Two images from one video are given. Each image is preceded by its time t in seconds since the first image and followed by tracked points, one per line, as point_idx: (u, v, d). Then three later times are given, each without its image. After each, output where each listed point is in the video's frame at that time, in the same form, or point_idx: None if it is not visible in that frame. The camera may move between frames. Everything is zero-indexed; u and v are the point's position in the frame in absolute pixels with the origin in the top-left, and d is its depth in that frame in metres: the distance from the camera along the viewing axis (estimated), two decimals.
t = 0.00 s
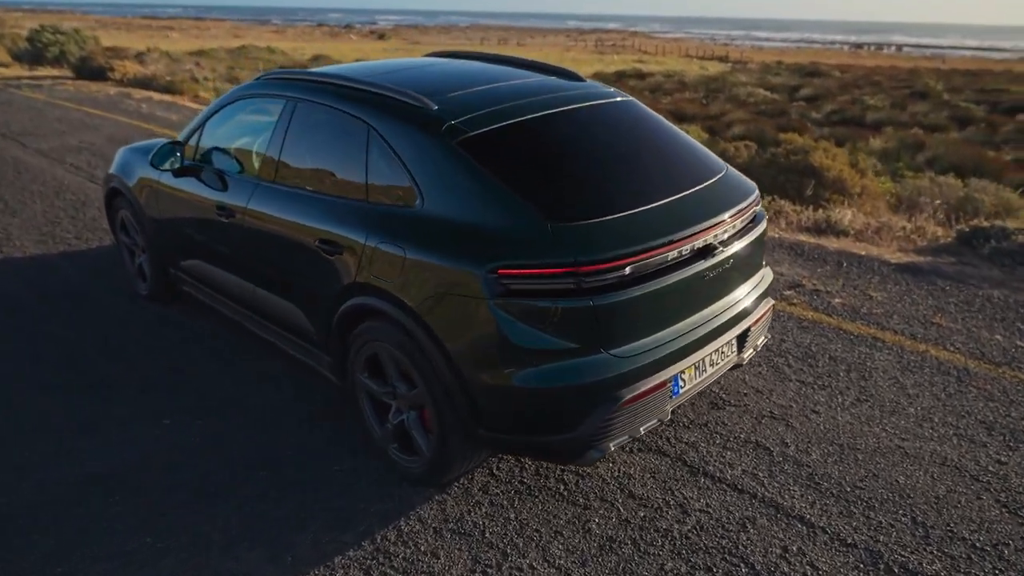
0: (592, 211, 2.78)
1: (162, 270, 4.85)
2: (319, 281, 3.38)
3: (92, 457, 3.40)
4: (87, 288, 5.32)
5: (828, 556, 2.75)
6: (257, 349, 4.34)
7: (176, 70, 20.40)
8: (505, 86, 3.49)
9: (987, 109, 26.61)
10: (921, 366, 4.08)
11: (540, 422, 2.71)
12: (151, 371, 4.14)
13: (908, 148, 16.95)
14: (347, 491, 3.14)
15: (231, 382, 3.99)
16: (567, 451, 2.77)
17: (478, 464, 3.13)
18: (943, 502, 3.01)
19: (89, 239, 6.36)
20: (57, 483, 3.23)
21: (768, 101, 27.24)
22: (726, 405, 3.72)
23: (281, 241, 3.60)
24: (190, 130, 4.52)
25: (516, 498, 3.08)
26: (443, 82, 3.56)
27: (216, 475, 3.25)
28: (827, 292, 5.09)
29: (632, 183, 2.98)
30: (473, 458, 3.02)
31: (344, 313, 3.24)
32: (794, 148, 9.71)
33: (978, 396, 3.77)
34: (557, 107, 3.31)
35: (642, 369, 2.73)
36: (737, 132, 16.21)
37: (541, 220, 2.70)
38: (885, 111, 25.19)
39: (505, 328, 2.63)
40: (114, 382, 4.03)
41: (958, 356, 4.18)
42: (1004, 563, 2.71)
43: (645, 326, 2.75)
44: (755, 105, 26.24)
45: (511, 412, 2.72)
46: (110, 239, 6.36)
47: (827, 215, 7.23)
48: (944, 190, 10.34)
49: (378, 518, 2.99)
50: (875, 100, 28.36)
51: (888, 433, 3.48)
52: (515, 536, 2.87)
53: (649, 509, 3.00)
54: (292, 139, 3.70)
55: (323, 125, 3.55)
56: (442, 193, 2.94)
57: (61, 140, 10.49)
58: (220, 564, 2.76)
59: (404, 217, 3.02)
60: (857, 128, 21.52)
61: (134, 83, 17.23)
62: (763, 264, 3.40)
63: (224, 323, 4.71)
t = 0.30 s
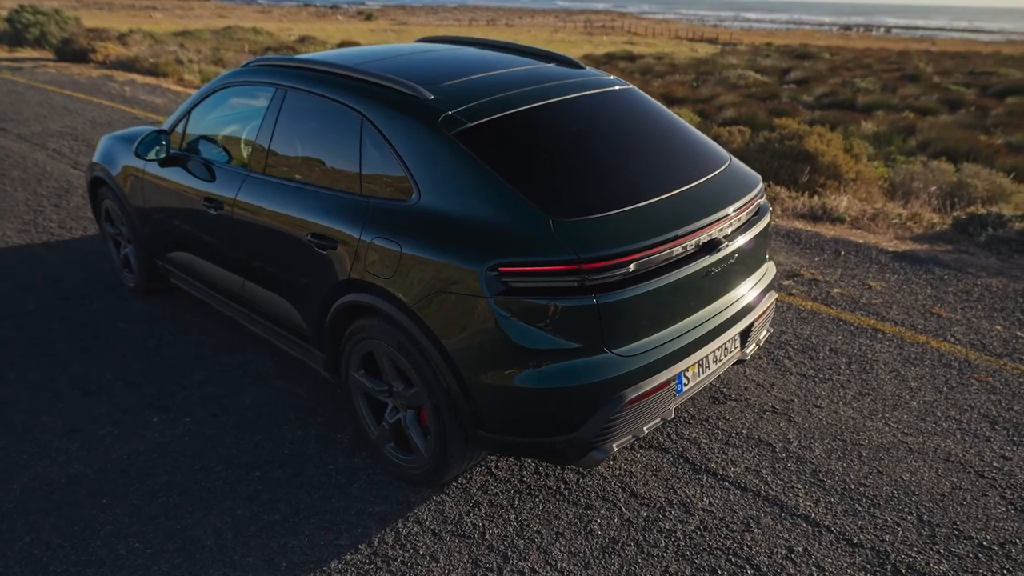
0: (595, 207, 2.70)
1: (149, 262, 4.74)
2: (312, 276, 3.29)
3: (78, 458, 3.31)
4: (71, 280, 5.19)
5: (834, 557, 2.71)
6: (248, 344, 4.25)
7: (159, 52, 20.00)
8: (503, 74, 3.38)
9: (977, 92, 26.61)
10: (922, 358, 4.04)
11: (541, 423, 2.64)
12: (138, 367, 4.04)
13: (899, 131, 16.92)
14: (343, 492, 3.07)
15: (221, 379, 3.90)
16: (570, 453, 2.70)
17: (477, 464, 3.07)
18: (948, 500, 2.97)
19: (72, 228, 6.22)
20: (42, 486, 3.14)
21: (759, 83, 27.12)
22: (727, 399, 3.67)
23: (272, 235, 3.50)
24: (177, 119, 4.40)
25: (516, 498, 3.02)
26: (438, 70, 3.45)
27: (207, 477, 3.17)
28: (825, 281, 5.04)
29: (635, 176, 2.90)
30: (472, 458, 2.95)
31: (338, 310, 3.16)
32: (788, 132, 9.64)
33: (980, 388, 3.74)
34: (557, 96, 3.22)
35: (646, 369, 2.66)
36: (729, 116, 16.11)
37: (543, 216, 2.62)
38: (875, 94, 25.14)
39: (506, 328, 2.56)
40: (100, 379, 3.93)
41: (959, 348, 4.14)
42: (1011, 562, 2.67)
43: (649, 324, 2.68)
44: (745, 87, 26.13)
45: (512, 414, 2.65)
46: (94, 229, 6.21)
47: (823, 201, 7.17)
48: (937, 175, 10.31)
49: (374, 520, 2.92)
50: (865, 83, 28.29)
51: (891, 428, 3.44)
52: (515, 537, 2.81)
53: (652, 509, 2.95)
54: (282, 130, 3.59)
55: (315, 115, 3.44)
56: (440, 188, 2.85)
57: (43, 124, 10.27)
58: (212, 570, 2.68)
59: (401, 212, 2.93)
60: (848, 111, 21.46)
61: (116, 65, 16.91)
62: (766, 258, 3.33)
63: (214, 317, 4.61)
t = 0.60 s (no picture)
0: (599, 201, 2.60)
1: (132, 252, 4.60)
2: (303, 270, 3.18)
3: (62, 459, 3.20)
4: (52, 270, 5.04)
5: (841, 558, 2.65)
6: (236, 337, 4.13)
7: (139, 31, 19.57)
8: (500, 60, 3.26)
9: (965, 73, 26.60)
10: (923, 348, 3.98)
11: (544, 424, 2.56)
12: (123, 362, 3.92)
13: (889, 113, 16.87)
14: (338, 493, 2.98)
15: (209, 374, 3.79)
16: (572, 454, 2.62)
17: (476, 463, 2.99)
18: (956, 497, 2.92)
19: (52, 215, 6.05)
20: (25, 489, 3.03)
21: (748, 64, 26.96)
22: (729, 393, 3.60)
23: (261, 226, 3.38)
24: (160, 104, 4.24)
25: (516, 498, 2.94)
26: (432, 54, 3.32)
27: (197, 478, 3.08)
28: (824, 270, 4.98)
29: (639, 167, 2.80)
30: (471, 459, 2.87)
31: (332, 305, 3.06)
32: (781, 114, 9.54)
33: (983, 380, 3.69)
34: (556, 83, 3.10)
35: (652, 367, 2.58)
36: (719, 97, 15.97)
37: (545, 210, 2.52)
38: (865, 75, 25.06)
39: (508, 327, 2.47)
40: (84, 375, 3.81)
41: (960, 338, 4.08)
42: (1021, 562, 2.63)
43: (655, 321, 2.59)
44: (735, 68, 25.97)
45: (513, 415, 2.57)
46: (74, 216, 6.04)
47: (818, 186, 7.10)
48: (929, 158, 10.26)
49: (371, 522, 2.84)
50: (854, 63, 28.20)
51: (895, 422, 3.38)
52: (516, 540, 2.74)
53: (656, 509, 2.88)
54: (271, 117, 3.46)
55: (304, 102, 3.31)
56: (438, 180, 2.74)
57: (20, 106, 10.00)
58: None
59: (396, 204, 2.82)
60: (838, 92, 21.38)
61: (96, 45, 16.53)
62: (771, 251, 3.24)
63: (200, 308, 4.49)
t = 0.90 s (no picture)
0: (602, 195, 2.51)
1: (116, 243, 4.47)
2: (295, 265, 3.08)
3: (46, 460, 3.11)
4: (34, 260, 4.91)
5: (847, 560, 2.61)
6: (225, 331, 4.03)
7: (120, 11, 19.17)
8: (497, 47, 3.16)
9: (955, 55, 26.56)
10: (924, 340, 3.94)
11: (545, 426, 2.49)
12: (108, 357, 3.82)
13: (880, 96, 16.81)
14: (332, 494, 2.91)
15: (197, 369, 3.69)
16: (574, 456, 2.56)
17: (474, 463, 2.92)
18: (961, 495, 2.88)
19: (33, 203, 5.89)
20: (8, 492, 2.94)
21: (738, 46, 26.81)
22: (729, 387, 3.55)
23: (250, 219, 3.27)
24: (144, 90, 4.11)
25: (515, 498, 2.88)
26: (426, 40, 3.21)
27: (187, 479, 2.99)
28: (822, 259, 4.92)
29: (642, 160, 2.71)
30: (469, 459, 2.80)
31: (325, 302, 2.96)
32: (775, 98, 9.46)
33: (985, 373, 3.65)
34: (556, 71, 3.00)
35: (656, 367, 2.51)
36: (710, 80, 15.85)
37: (547, 206, 2.44)
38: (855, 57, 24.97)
39: (509, 327, 2.39)
40: (68, 371, 3.70)
41: (960, 329, 4.05)
42: None
43: (659, 320, 2.52)
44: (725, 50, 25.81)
45: (514, 416, 2.50)
46: (56, 204, 5.88)
47: (813, 172, 7.04)
48: (922, 142, 10.22)
49: (367, 525, 2.77)
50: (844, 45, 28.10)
51: (898, 417, 3.34)
52: (517, 542, 2.68)
53: (658, 509, 2.83)
54: (259, 105, 3.34)
55: (293, 90, 3.19)
56: (434, 173, 2.64)
57: None
58: None
59: (391, 198, 2.72)
60: (828, 75, 21.29)
61: (76, 24, 16.17)
62: (774, 244, 3.17)
63: (187, 300, 4.38)
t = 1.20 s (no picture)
0: (604, 190, 2.43)
1: (97, 232, 4.33)
2: (284, 260, 2.98)
3: (28, 461, 3.01)
4: (12, 249, 4.76)
5: (852, 560, 2.57)
6: (212, 324, 3.92)
7: None
8: (493, 32, 3.04)
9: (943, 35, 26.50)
10: (923, 330, 3.89)
11: (546, 428, 2.42)
12: (91, 352, 3.70)
13: (869, 76, 16.74)
14: (326, 496, 2.83)
15: (184, 365, 3.59)
16: (576, 458, 2.49)
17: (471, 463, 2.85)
18: (965, 492, 2.85)
19: (10, 189, 5.72)
20: None
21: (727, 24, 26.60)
22: (729, 380, 3.49)
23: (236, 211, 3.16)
24: (124, 75, 3.96)
25: (514, 499, 2.81)
26: (418, 25, 3.09)
27: (175, 481, 2.90)
28: (819, 246, 4.86)
29: (645, 152, 2.63)
30: (466, 460, 2.73)
31: (317, 298, 2.87)
32: (767, 80, 9.35)
33: (985, 364, 3.62)
34: (554, 58, 2.90)
35: (660, 367, 2.44)
36: (701, 59, 15.71)
37: (548, 202, 2.35)
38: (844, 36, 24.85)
39: (510, 327, 2.31)
40: (50, 367, 3.59)
41: (960, 319, 4.00)
42: None
43: (663, 318, 2.44)
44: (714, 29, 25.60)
45: (514, 418, 2.42)
46: (34, 190, 5.71)
47: (807, 156, 6.96)
48: (914, 123, 10.16)
49: (362, 527, 2.70)
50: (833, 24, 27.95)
51: (899, 410, 3.30)
52: (516, 545, 2.62)
53: (660, 509, 2.77)
54: (244, 93, 3.21)
55: (280, 77, 3.07)
56: (429, 167, 2.55)
57: None
58: None
59: (384, 192, 2.63)
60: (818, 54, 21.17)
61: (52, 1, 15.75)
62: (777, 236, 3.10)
63: (172, 292, 4.26)
